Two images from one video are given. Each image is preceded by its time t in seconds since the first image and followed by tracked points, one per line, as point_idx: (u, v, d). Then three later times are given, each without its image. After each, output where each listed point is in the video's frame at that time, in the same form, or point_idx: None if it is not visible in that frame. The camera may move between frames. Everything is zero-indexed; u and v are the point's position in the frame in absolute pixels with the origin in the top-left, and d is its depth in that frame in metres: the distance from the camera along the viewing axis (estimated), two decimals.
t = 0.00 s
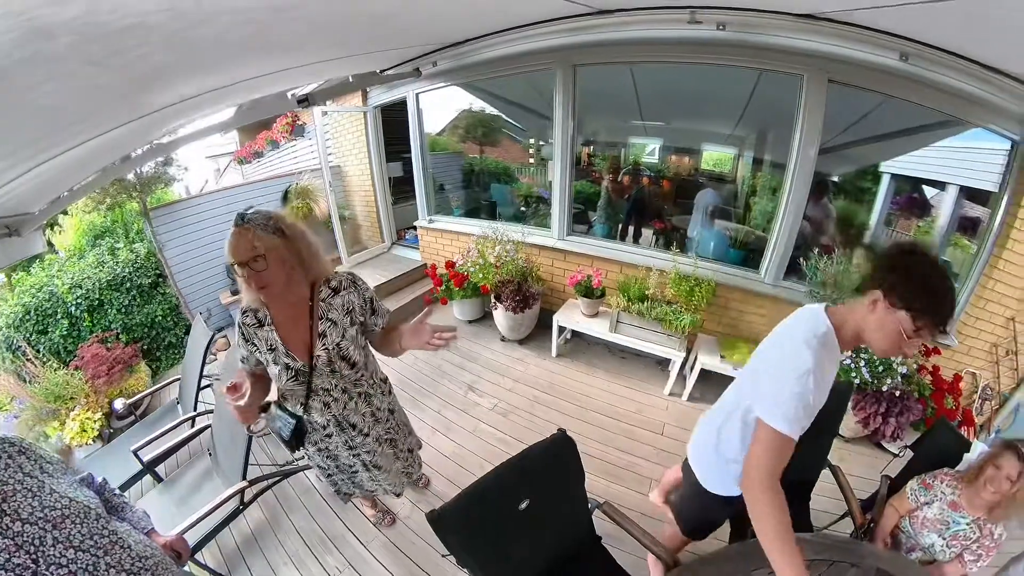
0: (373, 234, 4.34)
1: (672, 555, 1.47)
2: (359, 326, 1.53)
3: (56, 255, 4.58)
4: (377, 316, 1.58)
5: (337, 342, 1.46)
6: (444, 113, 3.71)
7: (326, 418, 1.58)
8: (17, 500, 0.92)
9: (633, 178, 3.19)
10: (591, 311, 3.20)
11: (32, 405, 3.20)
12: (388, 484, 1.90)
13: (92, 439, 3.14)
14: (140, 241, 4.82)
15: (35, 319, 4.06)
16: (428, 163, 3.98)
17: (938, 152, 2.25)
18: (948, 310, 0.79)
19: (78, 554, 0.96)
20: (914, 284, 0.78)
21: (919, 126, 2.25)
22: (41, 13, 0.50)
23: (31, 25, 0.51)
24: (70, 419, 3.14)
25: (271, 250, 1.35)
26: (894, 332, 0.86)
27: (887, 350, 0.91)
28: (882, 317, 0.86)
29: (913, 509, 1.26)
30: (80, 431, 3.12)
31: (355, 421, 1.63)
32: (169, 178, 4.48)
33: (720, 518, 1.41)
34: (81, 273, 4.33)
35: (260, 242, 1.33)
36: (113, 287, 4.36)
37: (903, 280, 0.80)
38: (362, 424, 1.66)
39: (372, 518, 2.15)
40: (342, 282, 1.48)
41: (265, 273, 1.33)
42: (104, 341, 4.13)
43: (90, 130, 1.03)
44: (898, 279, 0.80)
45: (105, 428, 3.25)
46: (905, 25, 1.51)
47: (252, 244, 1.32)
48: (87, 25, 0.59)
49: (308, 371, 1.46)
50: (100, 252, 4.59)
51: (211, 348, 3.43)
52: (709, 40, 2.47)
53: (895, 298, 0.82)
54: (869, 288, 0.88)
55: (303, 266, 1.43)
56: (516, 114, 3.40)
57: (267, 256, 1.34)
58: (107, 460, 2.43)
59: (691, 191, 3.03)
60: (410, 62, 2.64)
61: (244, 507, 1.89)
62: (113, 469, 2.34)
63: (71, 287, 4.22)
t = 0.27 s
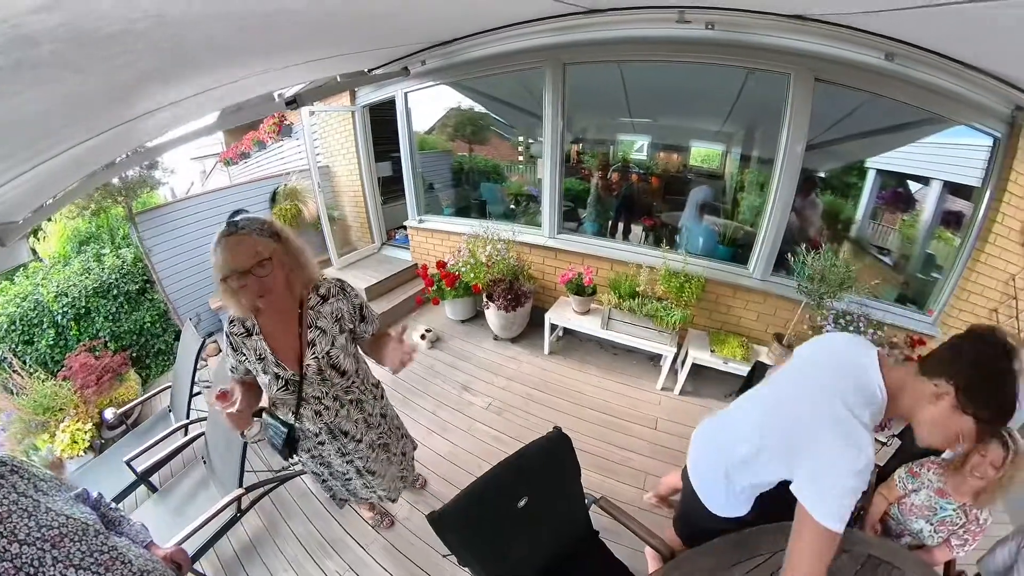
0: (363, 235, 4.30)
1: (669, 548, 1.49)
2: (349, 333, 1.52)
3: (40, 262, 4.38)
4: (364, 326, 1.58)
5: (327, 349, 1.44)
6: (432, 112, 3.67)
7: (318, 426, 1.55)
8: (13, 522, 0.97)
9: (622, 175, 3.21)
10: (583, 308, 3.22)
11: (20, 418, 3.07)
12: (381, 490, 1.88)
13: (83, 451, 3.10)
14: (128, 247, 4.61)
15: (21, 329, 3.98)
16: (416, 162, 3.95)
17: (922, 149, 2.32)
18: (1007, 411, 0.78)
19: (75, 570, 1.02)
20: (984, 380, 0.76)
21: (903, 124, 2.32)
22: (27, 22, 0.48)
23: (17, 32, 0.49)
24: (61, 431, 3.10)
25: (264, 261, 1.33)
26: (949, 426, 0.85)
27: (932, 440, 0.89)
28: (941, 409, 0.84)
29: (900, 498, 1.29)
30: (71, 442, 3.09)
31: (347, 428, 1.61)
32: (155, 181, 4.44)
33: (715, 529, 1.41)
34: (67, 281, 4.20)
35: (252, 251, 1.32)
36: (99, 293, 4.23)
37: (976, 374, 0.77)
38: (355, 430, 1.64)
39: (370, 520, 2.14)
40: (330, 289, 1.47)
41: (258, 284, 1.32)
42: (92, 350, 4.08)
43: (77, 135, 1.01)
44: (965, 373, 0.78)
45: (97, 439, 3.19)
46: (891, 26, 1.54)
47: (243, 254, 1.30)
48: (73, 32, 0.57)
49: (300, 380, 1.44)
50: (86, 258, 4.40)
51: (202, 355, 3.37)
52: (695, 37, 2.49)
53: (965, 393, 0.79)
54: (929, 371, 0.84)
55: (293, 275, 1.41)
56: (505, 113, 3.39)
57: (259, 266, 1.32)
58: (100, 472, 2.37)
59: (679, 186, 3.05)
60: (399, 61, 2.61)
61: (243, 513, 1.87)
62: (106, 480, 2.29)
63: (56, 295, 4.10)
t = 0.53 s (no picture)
0: (351, 234, 4.25)
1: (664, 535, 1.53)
2: (335, 325, 1.52)
3: (23, 268, 4.21)
4: (349, 314, 1.56)
5: (316, 340, 1.44)
6: (419, 109, 3.64)
7: (312, 423, 1.55)
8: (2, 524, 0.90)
9: (611, 170, 3.22)
10: (572, 302, 3.23)
11: (7, 427, 3.00)
12: (378, 486, 1.89)
13: (72, 459, 2.99)
14: (113, 250, 4.49)
15: (3, 336, 3.82)
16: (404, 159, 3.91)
17: (906, 142, 2.37)
18: None
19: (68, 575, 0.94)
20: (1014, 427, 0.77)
21: (888, 117, 2.37)
22: (5, 10, 0.47)
23: None
24: (47, 439, 2.99)
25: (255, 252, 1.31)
26: (964, 458, 0.89)
27: (944, 469, 0.94)
28: (959, 442, 0.87)
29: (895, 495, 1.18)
30: (59, 451, 2.97)
31: (341, 422, 1.61)
32: (139, 182, 4.25)
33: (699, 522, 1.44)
34: (51, 286, 4.07)
35: (243, 242, 1.29)
36: (86, 298, 4.14)
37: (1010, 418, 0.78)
38: (348, 424, 1.64)
39: (365, 519, 2.13)
40: (311, 283, 1.46)
41: (248, 276, 1.29)
42: (79, 356, 3.95)
43: (57, 133, 0.98)
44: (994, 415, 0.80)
45: (85, 447, 3.10)
46: (873, 18, 1.57)
47: (232, 245, 1.27)
48: (54, 21, 0.55)
49: (291, 376, 1.43)
50: (70, 263, 4.29)
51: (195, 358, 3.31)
52: (681, 32, 2.52)
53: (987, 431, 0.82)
54: (961, 405, 0.87)
55: (281, 268, 1.39)
56: (492, 109, 3.37)
57: (250, 257, 1.30)
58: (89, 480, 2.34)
59: (666, 181, 3.08)
60: (386, 57, 2.58)
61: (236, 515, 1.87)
62: (96, 486, 2.27)
63: (41, 300, 3.98)
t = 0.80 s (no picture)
0: (342, 236, 4.21)
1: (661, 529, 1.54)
2: (333, 329, 1.58)
3: (7, 279, 4.13)
4: (340, 319, 1.63)
5: (320, 344, 1.49)
6: (408, 110, 3.61)
7: (322, 431, 1.55)
8: (13, 553, 0.96)
9: (601, 168, 3.22)
10: (565, 302, 3.25)
11: None
12: (387, 485, 1.92)
13: (66, 474, 3.05)
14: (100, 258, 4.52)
15: None
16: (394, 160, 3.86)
17: (892, 139, 2.42)
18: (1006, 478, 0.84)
19: None
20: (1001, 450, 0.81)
21: (874, 118, 2.41)
22: None
23: None
24: (41, 455, 3.03)
25: (257, 264, 1.31)
26: (949, 470, 0.92)
27: (927, 478, 0.97)
28: (943, 455, 0.91)
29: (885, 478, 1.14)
30: (53, 466, 3.03)
31: (349, 425, 1.63)
32: (126, 189, 4.01)
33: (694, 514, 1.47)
34: (38, 296, 4.04)
35: (244, 255, 1.29)
36: (73, 308, 4.10)
37: (992, 440, 0.82)
38: (355, 426, 1.66)
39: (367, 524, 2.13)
40: (305, 292, 1.50)
41: (252, 288, 1.30)
42: (69, 367, 3.91)
43: (43, 144, 0.95)
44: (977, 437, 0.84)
45: (78, 461, 3.17)
46: (861, 25, 1.60)
47: (234, 258, 1.27)
48: (48, 37, 0.54)
49: (301, 384, 1.45)
50: (57, 272, 4.25)
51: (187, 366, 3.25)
52: (670, 34, 2.54)
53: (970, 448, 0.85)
54: (946, 420, 0.90)
55: (279, 280, 1.40)
56: (482, 108, 3.36)
57: (251, 270, 1.30)
58: (87, 493, 2.37)
59: (656, 179, 3.09)
60: (376, 58, 2.55)
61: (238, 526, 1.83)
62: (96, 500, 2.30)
63: (28, 312, 3.97)
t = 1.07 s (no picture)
0: (333, 237, 4.16)
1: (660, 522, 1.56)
2: (326, 333, 1.57)
3: None
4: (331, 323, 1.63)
5: (318, 347, 1.49)
6: (397, 109, 3.57)
7: (327, 437, 1.54)
8: None
9: (591, 166, 3.23)
10: (558, 300, 3.25)
11: None
12: (392, 488, 1.93)
13: (59, 488, 3.02)
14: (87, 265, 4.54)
15: None
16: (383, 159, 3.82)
17: (878, 136, 2.46)
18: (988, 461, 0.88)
19: None
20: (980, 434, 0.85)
21: (862, 114, 2.45)
22: None
23: None
24: (33, 469, 3.01)
25: (255, 276, 1.31)
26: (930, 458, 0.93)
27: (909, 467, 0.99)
28: (927, 444, 0.92)
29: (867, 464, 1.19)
30: (45, 481, 3.00)
31: (352, 428, 1.63)
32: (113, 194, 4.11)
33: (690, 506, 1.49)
34: (24, 306, 4.13)
35: (243, 267, 1.29)
36: (60, 318, 4.21)
37: (979, 427, 0.85)
38: (358, 429, 1.66)
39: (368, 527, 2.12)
40: (296, 298, 1.51)
41: (251, 301, 1.29)
42: (58, 379, 4.04)
43: (26, 151, 0.92)
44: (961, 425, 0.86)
45: (72, 474, 3.11)
46: (846, 25, 1.63)
47: (233, 270, 1.27)
48: (26, 36, 0.52)
49: (303, 390, 1.43)
50: (42, 281, 4.30)
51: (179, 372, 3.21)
52: (659, 35, 2.57)
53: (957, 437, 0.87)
54: (930, 410, 0.92)
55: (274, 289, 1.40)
56: (471, 106, 3.34)
57: (249, 283, 1.29)
58: (83, 509, 2.33)
59: (645, 176, 3.12)
60: (364, 58, 2.52)
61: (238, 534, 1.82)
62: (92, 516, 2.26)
63: (15, 323, 4.08)
